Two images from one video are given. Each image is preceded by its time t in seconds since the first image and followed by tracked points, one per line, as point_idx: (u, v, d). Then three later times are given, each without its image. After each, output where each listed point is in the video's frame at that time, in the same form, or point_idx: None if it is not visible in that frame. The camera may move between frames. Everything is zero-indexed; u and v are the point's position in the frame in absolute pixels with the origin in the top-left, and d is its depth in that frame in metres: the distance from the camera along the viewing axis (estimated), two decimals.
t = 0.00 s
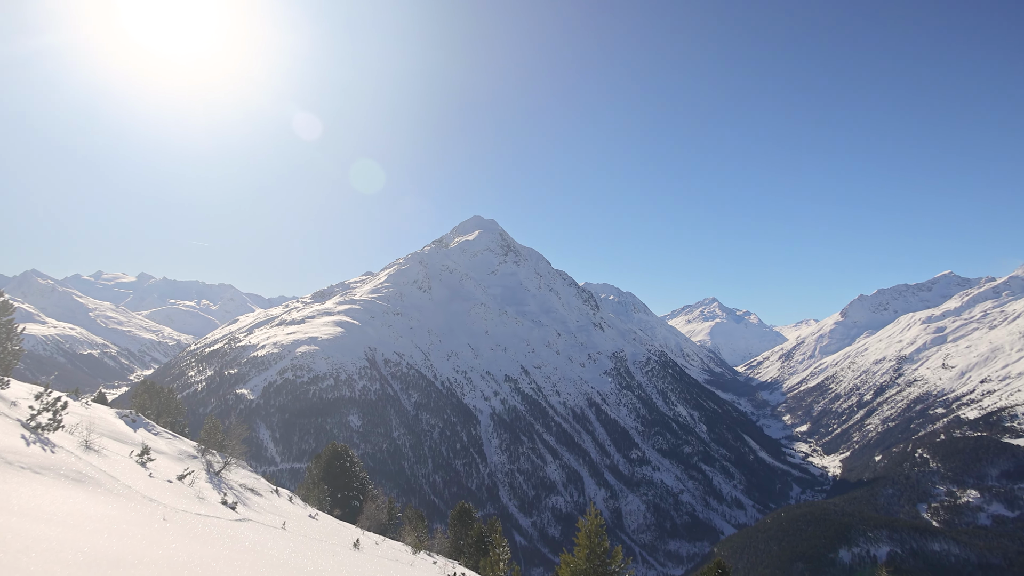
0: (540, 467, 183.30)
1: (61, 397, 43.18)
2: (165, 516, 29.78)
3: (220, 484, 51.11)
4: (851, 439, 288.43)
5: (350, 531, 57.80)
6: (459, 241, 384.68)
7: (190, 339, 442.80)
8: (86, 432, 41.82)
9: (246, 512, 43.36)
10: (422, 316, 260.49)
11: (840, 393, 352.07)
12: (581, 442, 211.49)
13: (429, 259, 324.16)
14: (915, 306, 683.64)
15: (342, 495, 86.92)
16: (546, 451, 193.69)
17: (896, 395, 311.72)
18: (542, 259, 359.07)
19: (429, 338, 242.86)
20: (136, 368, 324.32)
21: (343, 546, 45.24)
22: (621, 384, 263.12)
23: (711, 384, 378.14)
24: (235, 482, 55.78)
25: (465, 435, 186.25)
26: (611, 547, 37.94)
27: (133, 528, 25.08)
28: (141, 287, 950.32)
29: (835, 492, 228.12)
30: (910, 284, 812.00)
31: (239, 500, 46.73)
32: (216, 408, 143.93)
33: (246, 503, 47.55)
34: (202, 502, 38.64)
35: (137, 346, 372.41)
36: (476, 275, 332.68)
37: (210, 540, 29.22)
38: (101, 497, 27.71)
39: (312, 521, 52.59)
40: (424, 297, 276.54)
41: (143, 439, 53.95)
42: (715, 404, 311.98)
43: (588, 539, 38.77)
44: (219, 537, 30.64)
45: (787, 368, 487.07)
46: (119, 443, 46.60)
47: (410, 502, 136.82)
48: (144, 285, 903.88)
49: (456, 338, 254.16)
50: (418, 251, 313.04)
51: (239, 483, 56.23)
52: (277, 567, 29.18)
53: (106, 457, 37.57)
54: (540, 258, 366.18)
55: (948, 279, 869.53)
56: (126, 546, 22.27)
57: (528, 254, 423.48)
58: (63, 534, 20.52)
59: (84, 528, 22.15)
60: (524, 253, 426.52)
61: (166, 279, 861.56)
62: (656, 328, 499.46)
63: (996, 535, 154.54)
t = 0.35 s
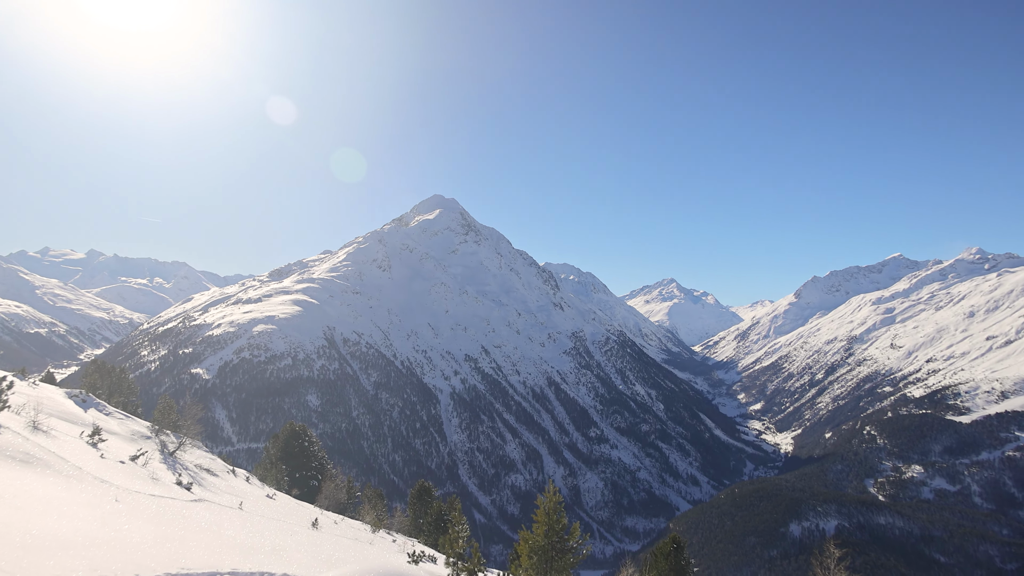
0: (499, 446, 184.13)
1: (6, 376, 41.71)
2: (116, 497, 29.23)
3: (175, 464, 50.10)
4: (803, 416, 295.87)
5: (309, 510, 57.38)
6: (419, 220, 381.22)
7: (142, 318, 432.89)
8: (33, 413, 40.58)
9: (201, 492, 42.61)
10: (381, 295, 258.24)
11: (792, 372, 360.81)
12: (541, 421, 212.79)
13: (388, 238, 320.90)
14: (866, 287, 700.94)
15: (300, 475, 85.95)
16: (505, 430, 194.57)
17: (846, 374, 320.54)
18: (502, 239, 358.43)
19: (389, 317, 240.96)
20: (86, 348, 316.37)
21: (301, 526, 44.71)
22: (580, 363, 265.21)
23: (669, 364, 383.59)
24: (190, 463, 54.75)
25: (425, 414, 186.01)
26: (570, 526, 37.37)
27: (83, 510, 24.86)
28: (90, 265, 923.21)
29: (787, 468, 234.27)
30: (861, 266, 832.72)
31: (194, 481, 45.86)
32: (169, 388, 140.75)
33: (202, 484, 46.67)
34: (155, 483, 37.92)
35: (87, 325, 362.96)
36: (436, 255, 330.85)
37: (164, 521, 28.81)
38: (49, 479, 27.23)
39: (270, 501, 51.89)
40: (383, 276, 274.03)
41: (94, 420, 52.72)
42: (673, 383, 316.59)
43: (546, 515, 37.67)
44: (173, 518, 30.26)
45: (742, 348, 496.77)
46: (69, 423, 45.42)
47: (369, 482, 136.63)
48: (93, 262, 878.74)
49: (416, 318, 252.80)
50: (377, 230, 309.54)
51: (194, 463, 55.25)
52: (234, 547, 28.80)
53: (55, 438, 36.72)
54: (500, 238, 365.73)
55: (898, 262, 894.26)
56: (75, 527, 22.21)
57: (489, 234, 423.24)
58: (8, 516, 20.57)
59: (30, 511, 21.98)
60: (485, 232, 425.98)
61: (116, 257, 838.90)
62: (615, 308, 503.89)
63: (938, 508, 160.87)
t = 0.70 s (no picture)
0: (455, 426, 184.46)
1: None
2: (60, 480, 28.48)
3: (123, 447, 48.69)
4: (753, 394, 303.23)
5: (262, 491, 56.73)
6: (374, 198, 376.53)
7: (86, 297, 419.58)
8: None
9: (151, 475, 41.50)
10: (336, 275, 255.01)
11: (743, 351, 368.86)
12: (497, 401, 213.59)
13: (343, 217, 316.32)
14: (815, 269, 719.23)
15: (253, 457, 84.57)
16: (461, 410, 194.98)
17: (795, 353, 329.05)
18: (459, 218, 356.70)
19: (343, 297, 238.18)
20: (26, 328, 305.55)
21: (254, 508, 43.87)
22: (536, 343, 266.62)
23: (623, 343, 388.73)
24: (138, 446, 53.25)
25: (381, 395, 184.93)
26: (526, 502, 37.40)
27: (25, 495, 24.21)
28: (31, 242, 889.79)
29: (737, 445, 240.11)
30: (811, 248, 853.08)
31: (143, 464, 44.61)
32: (117, 369, 137.08)
33: (151, 467, 45.44)
34: (101, 466, 36.81)
35: (28, 305, 350.04)
36: (391, 235, 327.69)
37: (111, 503, 28.16)
38: None
39: (222, 484, 50.80)
40: (338, 255, 270.57)
41: (37, 402, 50.90)
42: (627, 362, 320.75)
43: (502, 495, 40.94)
44: (121, 500, 29.54)
45: (695, 327, 505.68)
46: (9, 406, 43.68)
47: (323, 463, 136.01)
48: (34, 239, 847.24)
49: (371, 297, 250.57)
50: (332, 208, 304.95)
51: (142, 446, 53.76)
52: (185, 528, 28.26)
53: None
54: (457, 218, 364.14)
55: (845, 245, 918.66)
56: (15, 515, 21.50)
57: (445, 213, 420.76)
58: None
59: None
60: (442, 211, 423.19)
61: (58, 234, 810.25)
62: (571, 289, 507.07)
63: (879, 482, 167.06)
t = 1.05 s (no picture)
0: (409, 410, 182.87)
1: None
2: None
3: (63, 435, 45.91)
4: (703, 376, 308.31)
5: (210, 478, 54.11)
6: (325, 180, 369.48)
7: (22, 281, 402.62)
8: None
9: (94, 464, 38.99)
10: (286, 258, 249.73)
11: (694, 334, 374.83)
12: (451, 385, 212.39)
13: (294, 199, 309.60)
14: (763, 254, 734.39)
15: (201, 444, 80.76)
16: (415, 394, 193.04)
17: (743, 335, 335.49)
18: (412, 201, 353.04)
19: (294, 281, 233.39)
20: None
21: (204, 495, 41.50)
22: (491, 327, 265.94)
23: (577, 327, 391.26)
24: (80, 433, 50.34)
25: (333, 378, 181.57)
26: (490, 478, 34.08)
27: None
28: None
29: (688, 426, 243.56)
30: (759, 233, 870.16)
31: (85, 453, 42.03)
32: (56, 354, 131.29)
33: (94, 455, 42.85)
34: (38, 454, 34.35)
35: None
36: (343, 218, 322.42)
37: (50, 493, 26.28)
38: None
39: (170, 472, 48.31)
40: (288, 239, 264.98)
41: None
42: (581, 345, 322.77)
43: (455, 478, 40.63)
44: (60, 488, 27.52)
45: (647, 310, 511.41)
46: None
47: (273, 449, 133.66)
48: None
49: (323, 281, 246.26)
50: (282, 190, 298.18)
51: (84, 433, 50.91)
52: (133, 516, 26.46)
53: None
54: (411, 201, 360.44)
55: (792, 230, 940.18)
56: None
57: (398, 196, 415.98)
58: None
59: None
60: (395, 194, 418.03)
61: None
62: (525, 273, 507.64)
63: (824, 460, 171.37)
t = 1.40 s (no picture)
0: (363, 397, 180.29)
1: None
2: None
3: None
4: (656, 361, 312.12)
5: (158, 468, 51.32)
6: (276, 164, 360.84)
7: None
8: None
9: (33, 456, 36.42)
10: (236, 244, 243.46)
11: (648, 319, 378.98)
12: (406, 371, 210.13)
13: (243, 183, 301.53)
14: (715, 239, 746.32)
15: (149, 434, 76.20)
16: (369, 380, 190.37)
17: (696, 320, 339.96)
18: (365, 186, 347.75)
19: (244, 267, 227.69)
20: None
21: (152, 486, 39.10)
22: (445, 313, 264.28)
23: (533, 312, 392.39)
24: (16, 424, 47.35)
25: (285, 365, 177.26)
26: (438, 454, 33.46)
27: None
28: None
29: (642, 410, 245.59)
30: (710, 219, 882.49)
31: (23, 445, 39.36)
32: None
33: (33, 447, 40.16)
34: None
35: None
36: (294, 203, 315.80)
37: None
38: None
39: (115, 462, 45.68)
40: (237, 224, 258.22)
41: None
42: (535, 330, 323.46)
43: (410, 464, 40.45)
44: None
45: (601, 296, 515.45)
46: None
47: (224, 438, 130.55)
48: None
49: (274, 267, 241.04)
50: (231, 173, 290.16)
51: (21, 424, 47.93)
52: (72, 508, 24.69)
53: None
54: (363, 186, 355.20)
55: (743, 216, 956.00)
56: None
57: (351, 180, 409.48)
58: None
59: None
60: (347, 178, 411.27)
61: None
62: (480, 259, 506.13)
63: (773, 442, 174.51)
